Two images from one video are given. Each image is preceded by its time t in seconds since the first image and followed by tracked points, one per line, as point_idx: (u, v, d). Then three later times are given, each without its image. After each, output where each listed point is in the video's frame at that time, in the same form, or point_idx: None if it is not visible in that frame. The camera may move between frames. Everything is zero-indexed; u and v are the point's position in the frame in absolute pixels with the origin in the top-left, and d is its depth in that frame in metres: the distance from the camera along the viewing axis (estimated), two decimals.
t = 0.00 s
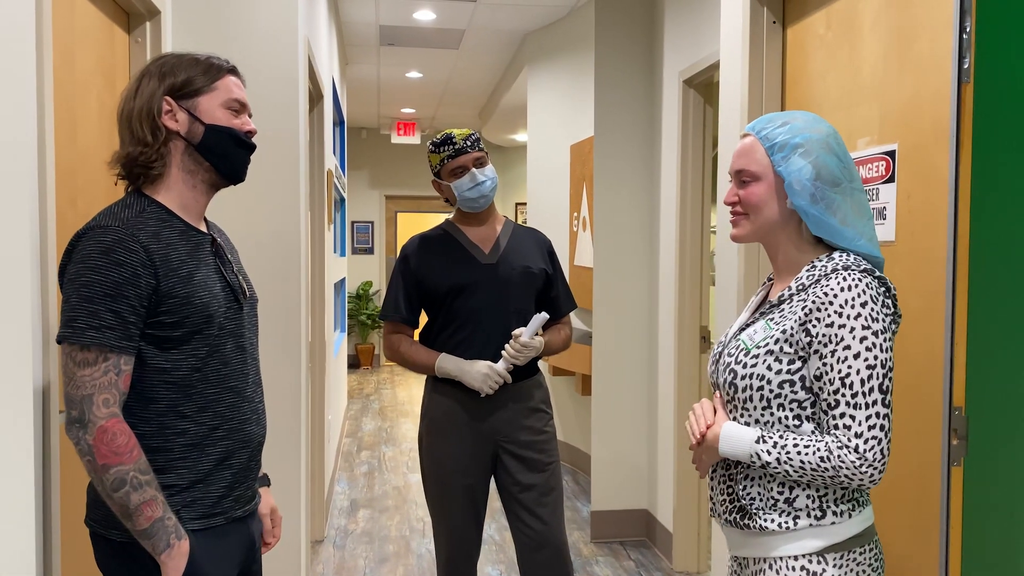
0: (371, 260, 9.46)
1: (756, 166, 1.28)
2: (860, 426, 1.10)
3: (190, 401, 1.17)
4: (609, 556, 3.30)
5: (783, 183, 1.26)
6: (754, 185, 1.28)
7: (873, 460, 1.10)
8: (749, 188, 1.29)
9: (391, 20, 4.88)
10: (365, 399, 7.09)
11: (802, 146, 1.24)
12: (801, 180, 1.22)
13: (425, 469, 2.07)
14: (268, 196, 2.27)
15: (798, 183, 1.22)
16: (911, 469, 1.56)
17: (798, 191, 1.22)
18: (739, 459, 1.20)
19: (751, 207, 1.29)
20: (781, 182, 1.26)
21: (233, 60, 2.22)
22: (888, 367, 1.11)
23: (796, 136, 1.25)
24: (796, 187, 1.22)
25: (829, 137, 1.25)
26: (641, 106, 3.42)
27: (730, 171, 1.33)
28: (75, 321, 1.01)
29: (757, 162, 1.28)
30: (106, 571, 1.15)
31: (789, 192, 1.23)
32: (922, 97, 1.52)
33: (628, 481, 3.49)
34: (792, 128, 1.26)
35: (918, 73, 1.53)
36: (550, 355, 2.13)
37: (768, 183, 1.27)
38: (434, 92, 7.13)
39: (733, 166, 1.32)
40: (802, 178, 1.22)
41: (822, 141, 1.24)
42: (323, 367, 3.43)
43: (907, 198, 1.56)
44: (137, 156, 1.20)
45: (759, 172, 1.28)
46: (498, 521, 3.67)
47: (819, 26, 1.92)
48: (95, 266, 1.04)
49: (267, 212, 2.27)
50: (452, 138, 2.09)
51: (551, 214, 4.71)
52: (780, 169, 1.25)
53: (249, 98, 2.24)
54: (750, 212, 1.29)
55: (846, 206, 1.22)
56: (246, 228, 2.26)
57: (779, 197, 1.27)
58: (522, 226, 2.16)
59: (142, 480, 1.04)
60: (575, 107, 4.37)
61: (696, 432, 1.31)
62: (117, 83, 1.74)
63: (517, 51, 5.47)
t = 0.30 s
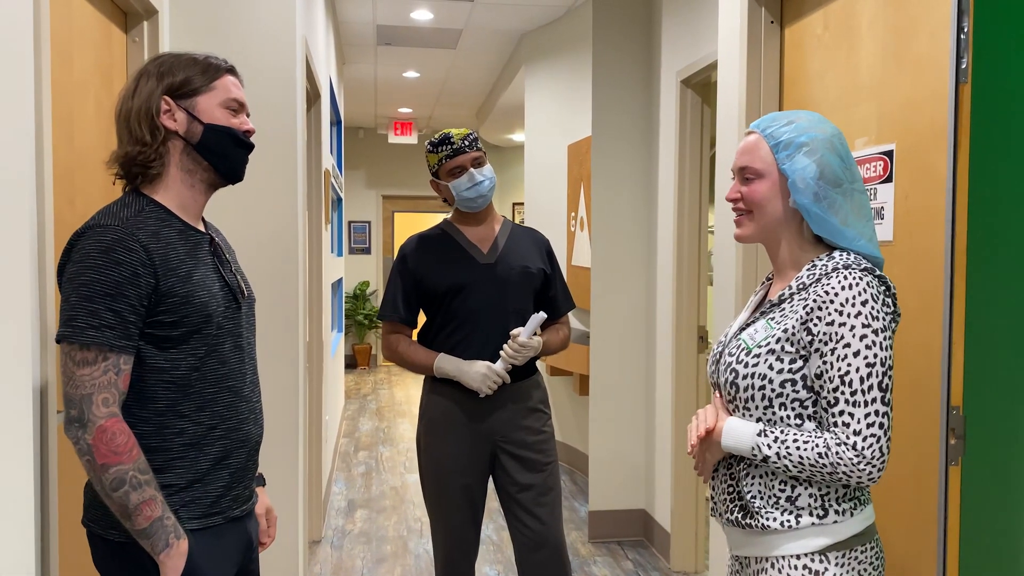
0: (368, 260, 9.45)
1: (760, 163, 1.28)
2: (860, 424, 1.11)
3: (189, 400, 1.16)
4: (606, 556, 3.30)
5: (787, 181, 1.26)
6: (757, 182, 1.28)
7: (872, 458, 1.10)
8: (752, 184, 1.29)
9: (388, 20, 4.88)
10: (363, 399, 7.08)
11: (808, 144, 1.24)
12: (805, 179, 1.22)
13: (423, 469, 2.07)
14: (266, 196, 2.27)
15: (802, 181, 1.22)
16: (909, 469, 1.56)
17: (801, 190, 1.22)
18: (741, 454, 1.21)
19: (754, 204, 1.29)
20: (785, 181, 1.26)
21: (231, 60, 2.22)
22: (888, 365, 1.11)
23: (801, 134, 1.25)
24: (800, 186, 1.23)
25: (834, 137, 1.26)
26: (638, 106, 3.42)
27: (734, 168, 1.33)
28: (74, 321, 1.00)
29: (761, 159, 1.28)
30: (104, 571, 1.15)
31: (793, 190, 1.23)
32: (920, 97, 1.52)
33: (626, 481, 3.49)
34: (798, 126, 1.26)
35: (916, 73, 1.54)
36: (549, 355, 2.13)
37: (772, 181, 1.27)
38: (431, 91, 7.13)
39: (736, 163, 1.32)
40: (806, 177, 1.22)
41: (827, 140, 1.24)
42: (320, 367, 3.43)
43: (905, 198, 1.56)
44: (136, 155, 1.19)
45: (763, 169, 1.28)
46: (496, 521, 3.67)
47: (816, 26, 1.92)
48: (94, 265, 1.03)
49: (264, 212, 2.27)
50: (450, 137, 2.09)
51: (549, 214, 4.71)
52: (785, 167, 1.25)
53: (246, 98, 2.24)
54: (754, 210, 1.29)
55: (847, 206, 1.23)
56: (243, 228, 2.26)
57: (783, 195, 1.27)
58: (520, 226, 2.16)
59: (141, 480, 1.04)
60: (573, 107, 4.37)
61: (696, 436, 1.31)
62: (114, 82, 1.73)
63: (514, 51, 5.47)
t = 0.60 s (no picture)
0: (366, 260, 9.44)
1: (762, 165, 1.28)
2: (861, 424, 1.12)
3: (186, 401, 1.16)
4: (604, 556, 3.31)
5: (789, 182, 1.27)
6: (759, 184, 1.29)
7: (873, 457, 1.11)
8: (754, 186, 1.29)
9: (385, 20, 4.88)
10: (360, 400, 7.08)
11: (810, 145, 1.25)
12: (808, 180, 1.23)
13: (421, 470, 2.07)
14: (264, 197, 2.27)
15: (805, 182, 1.23)
16: (906, 469, 1.56)
17: (803, 191, 1.23)
18: (743, 449, 1.21)
19: (757, 205, 1.29)
20: (787, 182, 1.26)
21: (228, 60, 2.22)
22: (889, 366, 1.12)
23: (803, 136, 1.26)
24: (803, 187, 1.23)
25: (835, 137, 1.26)
26: (636, 107, 3.43)
27: (735, 170, 1.34)
28: (72, 322, 1.00)
29: (763, 161, 1.28)
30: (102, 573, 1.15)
31: (796, 191, 1.24)
32: (917, 98, 1.53)
33: (624, 481, 3.49)
34: (800, 128, 1.26)
35: (913, 75, 1.54)
36: (546, 355, 2.13)
37: (773, 183, 1.28)
38: (428, 92, 7.12)
39: (736, 166, 1.33)
40: (809, 178, 1.23)
41: (829, 141, 1.25)
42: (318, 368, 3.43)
43: (902, 199, 1.57)
44: (134, 156, 1.19)
45: (765, 171, 1.28)
46: (494, 522, 3.67)
47: (814, 27, 1.93)
48: (92, 266, 1.03)
49: (262, 213, 2.27)
50: (447, 139, 2.10)
51: (546, 214, 4.72)
52: (786, 168, 1.26)
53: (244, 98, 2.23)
54: (756, 211, 1.29)
55: (850, 206, 1.24)
56: (241, 228, 2.26)
57: (784, 197, 1.28)
58: (518, 226, 2.16)
59: (139, 481, 1.04)
60: (570, 107, 4.37)
61: (701, 443, 1.31)
62: (111, 83, 1.73)
63: (511, 51, 5.47)
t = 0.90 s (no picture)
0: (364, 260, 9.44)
1: (761, 166, 1.28)
2: (863, 425, 1.12)
3: (183, 403, 1.16)
4: (602, 557, 3.31)
5: (788, 183, 1.27)
6: (758, 185, 1.29)
7: (875, 458, 1.11)
8: (753, 187, 1.29)
9: (383, 21, 4.88)
10: (358, 400, 7.09)
11: (809, 147, 1.25)
12: (807, 181, 1.23)
13: (419, 471, 2.06)
14: (261, 197, 2.26)
15: (804, 183, 1.23)
16: (904, 469, 1.57)
17: (803, 191, 1.23)
18: (744, 448, 1.21)
19: (756, 206, 1.29)
20: (786, 182, 1.26)
21: (224, 60, 2.21)
22: (890, 366, 1.13)
23: (801, 137, 1.26)
24: (802, 187, 1.23)
25: (833, 139, 1.27)
26: (633, 107, 3.43)
27: (734, 172, 1.34)
28: (69, 323, 1.00)
29: (762, 162, 1.28)
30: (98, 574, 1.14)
31: (795, 192, 1.24)
32: (915, 99, 1.53)
33: (622, 482, 3.49)
34: (797, 129, 1.26)
35: (911, 75, 1.54)
36: (544, 356, 2.13)
37: (772, 184, 1.28)
38: (426, 92, 7.11)
39: (735, 167, 1.32)
40: (808, 179, 1.23)
41: (828, 142, 1.25)
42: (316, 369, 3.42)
43: (900, 199, 1.57)
44: (131, 157, 1.19)
45: (763, 172, 1.28)
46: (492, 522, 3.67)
47: (812, 27, 1.93)
48: (88, 267, 1.03)
49: (260, 213, 2.26)
50: (442, 139, 2.09)
51: (544, 214, 4.72)
52: (785, 169, 1.26)
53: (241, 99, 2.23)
54: (756, 212, 1.29)
55: (849, 206, 1.24)
56: (238, 229, 2.25)
57: (783, 198, 1.28)
58: (515, 227, 2.16)
59: (136, 482, 1.04)
60: (568, 108, 4.37)
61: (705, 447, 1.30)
62: (109, 83, 1.72)
63: (509, 52, 5.47)
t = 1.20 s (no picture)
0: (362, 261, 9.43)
1: (761, 166, 1.28)
2: (862, 425, 1.12)
3: (181, 404, 1.16)
4: (601, 557, 3.31)
5: (788, 183, 1.27)
6: (758, 185, 1.29)
7: (874, 459, 1.12)
8: (753, 186, 1.29)
9: (381, 21, 4.88)
10: (357, 400, 7.09)
11: (809, 147, 1.25)
12: (807, 180, 1.23)
13: (417, 471, 2.07)
14: (260, 197, 2.26)
15: (804, 183, 1.23)
16: (902, 469, 1.57)
17: (803, 191, 1.23)
18: (742, 448, 1.21)
19: (755, 205, 1.29)
20: (786, 182, 1.27)
21: (222, 60, 2.21)
22: (889, 367, 1.13)
23: (802, 137, 1.26)
24: (802, 187, 1.24)
25: (833, 139, 1.27)
26: (631, 107, 3.43)
27: (734, 171, 1.34)
28: (67, 323, 1.00)
29: (762, 162, 1.28)
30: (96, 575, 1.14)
31: (795, 191, 1.24)
32: (912, 99, 1.53)
33: (620, 482, 3.49)
34: (798, 129, 1.27)
35: (908, 76, 1.55)
36: (541, 356, 2.13)
37: (772, 184, 1.28)
38: (424, 92, 7.11)
39: (735, 166, 1.33)
40: (809, 179, 1.23)
41: (828, 143, 1.26)
42: (314, 369, 3.42)
43: (897, 200, 1.57)
44: (130, 158, 1.19)
45: (763, 172, 1.28)
46: (491, 522, 3.67)
47: (809, 28, 1.93)
48: (87, 268, 1.03)
49: (258, 214, 2.26)
50: (438, 139, 2.09)
51: (542, 215, 4.72)
52: (786, 169, 1.26)
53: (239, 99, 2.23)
54: (755, 212, 1.29)
55: (848, 207, 1.24)
56: (236, 229, 2.25)
57: (783, 198, 1.28)
58: (512, 227, 2.16)
59: (134, 483, 1.04)
60: (567, 108, 4.37)
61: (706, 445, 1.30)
62: (107, 84, 1.73)
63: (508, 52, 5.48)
